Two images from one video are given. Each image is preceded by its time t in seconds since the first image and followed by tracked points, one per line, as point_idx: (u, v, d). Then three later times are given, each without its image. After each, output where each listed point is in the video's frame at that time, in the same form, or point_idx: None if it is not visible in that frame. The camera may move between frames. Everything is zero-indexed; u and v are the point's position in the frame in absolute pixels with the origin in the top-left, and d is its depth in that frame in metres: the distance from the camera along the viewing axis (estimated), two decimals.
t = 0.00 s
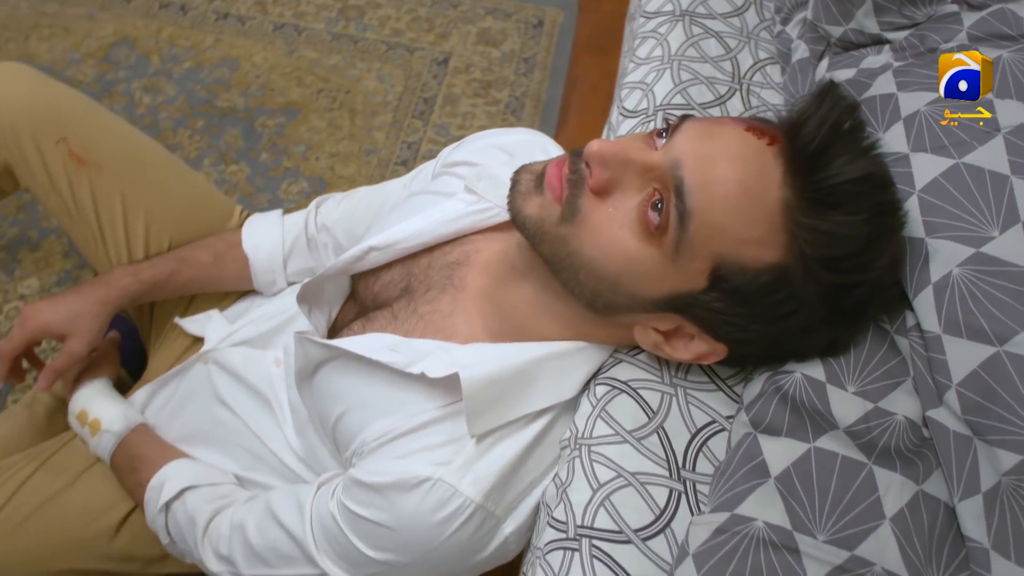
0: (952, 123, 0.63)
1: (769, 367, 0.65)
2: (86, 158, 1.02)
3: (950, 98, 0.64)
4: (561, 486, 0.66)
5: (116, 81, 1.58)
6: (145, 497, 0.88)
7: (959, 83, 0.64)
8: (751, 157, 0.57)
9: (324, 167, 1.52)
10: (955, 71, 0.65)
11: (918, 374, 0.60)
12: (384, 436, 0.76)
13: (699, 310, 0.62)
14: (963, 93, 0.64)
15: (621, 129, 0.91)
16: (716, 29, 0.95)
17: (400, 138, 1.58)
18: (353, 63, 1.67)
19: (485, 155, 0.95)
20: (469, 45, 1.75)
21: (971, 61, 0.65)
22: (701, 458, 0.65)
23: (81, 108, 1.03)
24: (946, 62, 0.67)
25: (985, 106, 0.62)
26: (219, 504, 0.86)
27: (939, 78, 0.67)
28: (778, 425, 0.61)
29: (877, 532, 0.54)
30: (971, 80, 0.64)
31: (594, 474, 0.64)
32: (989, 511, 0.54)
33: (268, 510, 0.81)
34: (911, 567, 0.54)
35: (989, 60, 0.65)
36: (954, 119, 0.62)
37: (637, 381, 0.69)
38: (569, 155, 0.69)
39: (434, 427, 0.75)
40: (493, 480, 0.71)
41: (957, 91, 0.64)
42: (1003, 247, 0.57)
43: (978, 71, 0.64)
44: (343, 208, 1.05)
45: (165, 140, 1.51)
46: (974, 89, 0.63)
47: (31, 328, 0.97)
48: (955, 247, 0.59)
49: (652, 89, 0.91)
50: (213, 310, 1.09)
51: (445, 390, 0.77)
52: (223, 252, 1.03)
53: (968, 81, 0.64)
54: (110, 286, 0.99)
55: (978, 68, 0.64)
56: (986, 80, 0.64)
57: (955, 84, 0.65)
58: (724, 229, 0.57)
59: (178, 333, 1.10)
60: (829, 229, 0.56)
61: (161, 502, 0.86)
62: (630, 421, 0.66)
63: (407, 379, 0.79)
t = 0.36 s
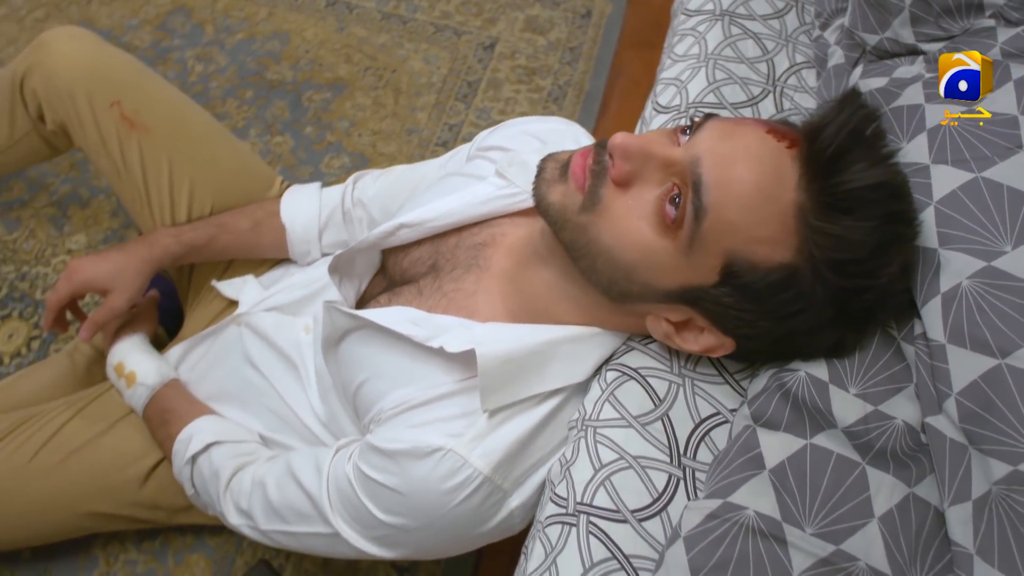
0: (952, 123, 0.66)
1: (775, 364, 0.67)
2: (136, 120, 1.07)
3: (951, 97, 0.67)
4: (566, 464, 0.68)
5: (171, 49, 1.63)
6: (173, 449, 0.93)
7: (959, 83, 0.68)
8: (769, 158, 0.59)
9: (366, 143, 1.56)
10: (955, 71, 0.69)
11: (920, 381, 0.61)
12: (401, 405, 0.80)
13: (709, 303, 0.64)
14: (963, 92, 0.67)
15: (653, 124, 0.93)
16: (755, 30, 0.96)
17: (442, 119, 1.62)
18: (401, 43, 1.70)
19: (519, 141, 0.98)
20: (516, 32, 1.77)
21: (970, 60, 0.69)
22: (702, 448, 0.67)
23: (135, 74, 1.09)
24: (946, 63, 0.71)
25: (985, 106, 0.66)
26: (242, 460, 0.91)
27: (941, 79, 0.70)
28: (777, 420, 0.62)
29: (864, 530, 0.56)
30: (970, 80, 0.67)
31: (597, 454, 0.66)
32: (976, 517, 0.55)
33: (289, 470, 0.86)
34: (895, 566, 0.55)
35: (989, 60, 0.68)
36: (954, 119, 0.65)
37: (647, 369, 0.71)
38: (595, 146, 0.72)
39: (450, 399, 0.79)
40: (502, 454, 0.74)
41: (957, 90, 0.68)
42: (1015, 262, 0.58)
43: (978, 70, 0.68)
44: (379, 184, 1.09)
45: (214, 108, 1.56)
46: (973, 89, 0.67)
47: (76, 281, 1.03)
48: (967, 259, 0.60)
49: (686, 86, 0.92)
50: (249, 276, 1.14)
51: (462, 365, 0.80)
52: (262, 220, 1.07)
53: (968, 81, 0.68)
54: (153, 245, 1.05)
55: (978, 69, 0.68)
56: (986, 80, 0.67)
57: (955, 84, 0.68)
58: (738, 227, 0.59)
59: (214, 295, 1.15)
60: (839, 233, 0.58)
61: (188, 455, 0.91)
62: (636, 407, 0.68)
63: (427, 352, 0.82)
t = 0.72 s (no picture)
0: (952, 122, 0.69)
1: (779, 355, 0.70)
2: (181, 88, 1.12)
3: (951, 96, 0.70)
4: (572, 439, 0.71)
5: (217, 18, 1.67)
6: (201, 405, 0.98)
7: (959, 83, 0.71)
8: (783, 156, 0.62)
9: (401, 120, 1.60)
10: (956, 71, 0.72)
11: (919, 379, 0.63)
12: (419, 374, 0.83)
13: (718, 293, 0.66)
14: (964, 92, 0.70)
15: (679, 115, 0.95)
16: (787, 28, 0.97)
17: (477, 100, 1.64)
18: (442, 23, 1.73)
19: (548, 126, 1.00)
20: (556, 16, 1.78)
21: (971, 61, 0.72)
22: (704, 431, 0.70)
23: (181, 43, 1.13)
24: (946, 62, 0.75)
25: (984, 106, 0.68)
26: (266, 419, 0.95)
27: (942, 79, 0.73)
28: (777, 408, 0.65)
29: (853, 517, 0.59)
30: (970, 80, 0.70)
31: (603, 431, 0.68)
32: (963, 512, 0.57)
33: (310, 432, 0.90)
34: (879, 554, 0.58)
35: (989, 60, 0.71)
36: (954, 119, 0.68)
37: (656, 353, 0.74)
38: (618, 135, 0.74)
39: (466, 371, 0.82)
40: (512, 427, 0.77)
41: (957, 90, 0.70)
42: (1019, 269, 0.59)
43: (978, 71, 0.71)
44: (410, 160, 1.12)
45: (256, 78, 1.61)
46: (973, 88, 0.70)
47: (117, 240, 1.08)
48: (973, 264, 0.61)
49: (714, 80, 0.94)
50: (281, 243, 1.18)
51: (480, 339, 0.83)
52: (296, 190, 1.11)
53: (968, 81, 0.71)
54: (190, 210, 1.09)
55: (978, 69, 0.71)
56: (985, 80, 0.70)
57: (956, 84, 0.71)
58: (749, 220, 0.62)
59: (248, 261, 1.20)
60: (845, 231, 0.60)
61: (216, 411, 0.96)
62: (643, 388, 0.71)
63: (447, 325, 0.86)
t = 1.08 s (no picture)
0: (952, 122, 0.73)
1: (783, 355, 0.72)
2: (218, 73, 1.16)
3: (952, 95, 0.75)
4: (580, 427, 0.73)
5: (254, 3, 1.71)
6: (226, 380, 1.03)
7: (959, 83, 0.76)
8: (794, 163, 0.64)
9: (430, 109, 1.63)
10: (956, 71, 0.77)
11: (917, 385, 0.65)
12: (437, 359, 0.87)
13: (726, 293, 0.68)
14: (964, 92, 0.75)
15: (700, 118, 0.97)
16: (810, 35, 1.00)
17: (505, 93, 1.67)
18: (473, 15, 1.75)
19: (571, 123, 1.02)
20: (587, 12, 1.80)
21: (971, 61, 0.77)
22: (707, 426, 0.73)
23: (219, 28, 1.17)
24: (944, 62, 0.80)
25: (984, 106, 0.73)
26: (288, 397, 1.00)
27: (944, 78, 0.78)
28: (778, 406, 0.67)
29: (845, 514, 0.61)
30: (970, 80, 0.75)
31: (609, 421, 0.71)
32: (952, 514, 0.59)
33: (330, 410, 0.94)
34: (868, 550, 0.60)
35: (988, 60, 0.76)
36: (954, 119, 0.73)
37: (664, 348, 0.76)
38: (637, 136, 0.76)
39: (481, 358, 0.85)
40: (524, 414, 0.80)
41: (958, 90, 0.75)
42: (1019, 282, 0.61)
43: (978, 71, 0.76)
44: (436, 151, 1.16)
45: (289, 64, 1.65)
46: (973, 88, 0.75)
47: (151, 218, 1.12)
48: (975, 275, 0.63)
49: (735, 84, 0.96)
50: (309, 227, 1.22)
51: (495, 328, 0.86)
52: (325, 175, 1.15)
53: (968, 81, 0.76)
54: (222, 191, 1.13)
55: (977, 69, 0.76)
56: (984, 81, 0.75)
57: (956, 84, 0.76)
58: (758, 224, 0.64)
59: (276, 243, 1.24)
60: (849, 238, 0.62)
61: (240, 386, 1.00)
62: (651, 381, 0.73)
63: (465, 313, 0.89)
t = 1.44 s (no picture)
0: (951, 122, 0.79)
1: (789, 364, 0.74)
2: (246, 72, 1.19)
3: (952, 97, 0.81)
4: (589, 427, 0.76)
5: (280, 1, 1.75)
6: (247, 372, 1.06)
7: (959, 83, 0.81)
8: (804, 179, 0.66)
9: (451, 109, 1.66)
10: (956, 72, 0.82)
11: (918, 396, 0.67)
12: (453, 357, 0.89)
13: (734, 302, 0.70)
14: (964, 92, 0.81)
15: (715, 128, 0.99)
16: (826, 49, 1.03)
17: (525, 94, 1.70)
18: (496, 16, 1.78)
19: (589, 130, 1.04)
20: (608, 16, 1.82)
21: (971, 61, 0.82)
22: (714, 430, 0.75)
23: (248, 29, 1.20)
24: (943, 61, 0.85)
25: (984, 106, 0.79)
26: (306, 390, 1.03)
27: (945, 78, 0.84)
28: (782, 413, 0.69)
29: (843, 519, 0.63)
30: (970, 81, 0.81)
31: (618, 423, 0.73)
32: (947, 522, 0.61)
33: (347, 405, 0.97)
34: (865, 554, 0.62)
35: (988, 60, 0.81)
36: (955, 119, 0.78)
37: (674, 353, 0.79)
38: (652, 147, 0.78)
39: (495, 358, 0.88)
40: (535, 413, 0.83)
41: (958, 90, 0.81)
42: (1020, 299, 0.63)
43: (978, 71, 0.81)
44: (456, 153, 1.18)
45: (314, 61, 1.68)
46: (972, 88, 0.80)
47: (178, 212, 1.16)
48: (978, 291, 0.65)
49: (751, 96, 0.99)
50: (330, 224, 1.25)
51: (510, 329, 0.89)
52: (347, 174, 1.18)
53: (968, 81, 0.81)
54: (247, 186, 1.17)
55: (977, 69, 0.81)
56: (984, 81, 0.80)
57: (956, 84, 0.82)
58: (767, 236, 0.66)
59: (298, 239, 1.27)
60: (855, 253, 0.64)
61: (261, 378, 1.03)
62: (660, 385, 0.76)
63: (481, 314, 0.91)
